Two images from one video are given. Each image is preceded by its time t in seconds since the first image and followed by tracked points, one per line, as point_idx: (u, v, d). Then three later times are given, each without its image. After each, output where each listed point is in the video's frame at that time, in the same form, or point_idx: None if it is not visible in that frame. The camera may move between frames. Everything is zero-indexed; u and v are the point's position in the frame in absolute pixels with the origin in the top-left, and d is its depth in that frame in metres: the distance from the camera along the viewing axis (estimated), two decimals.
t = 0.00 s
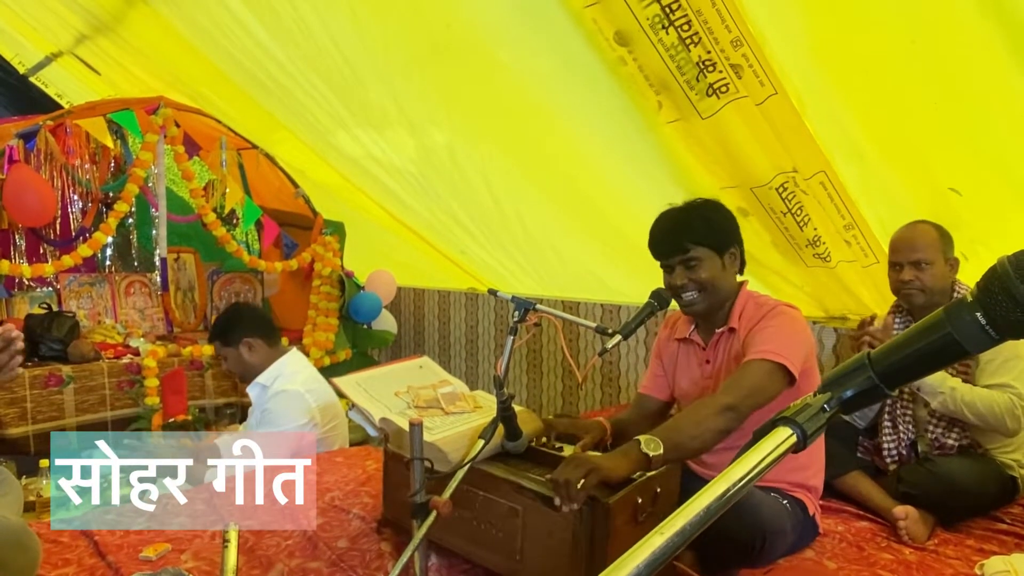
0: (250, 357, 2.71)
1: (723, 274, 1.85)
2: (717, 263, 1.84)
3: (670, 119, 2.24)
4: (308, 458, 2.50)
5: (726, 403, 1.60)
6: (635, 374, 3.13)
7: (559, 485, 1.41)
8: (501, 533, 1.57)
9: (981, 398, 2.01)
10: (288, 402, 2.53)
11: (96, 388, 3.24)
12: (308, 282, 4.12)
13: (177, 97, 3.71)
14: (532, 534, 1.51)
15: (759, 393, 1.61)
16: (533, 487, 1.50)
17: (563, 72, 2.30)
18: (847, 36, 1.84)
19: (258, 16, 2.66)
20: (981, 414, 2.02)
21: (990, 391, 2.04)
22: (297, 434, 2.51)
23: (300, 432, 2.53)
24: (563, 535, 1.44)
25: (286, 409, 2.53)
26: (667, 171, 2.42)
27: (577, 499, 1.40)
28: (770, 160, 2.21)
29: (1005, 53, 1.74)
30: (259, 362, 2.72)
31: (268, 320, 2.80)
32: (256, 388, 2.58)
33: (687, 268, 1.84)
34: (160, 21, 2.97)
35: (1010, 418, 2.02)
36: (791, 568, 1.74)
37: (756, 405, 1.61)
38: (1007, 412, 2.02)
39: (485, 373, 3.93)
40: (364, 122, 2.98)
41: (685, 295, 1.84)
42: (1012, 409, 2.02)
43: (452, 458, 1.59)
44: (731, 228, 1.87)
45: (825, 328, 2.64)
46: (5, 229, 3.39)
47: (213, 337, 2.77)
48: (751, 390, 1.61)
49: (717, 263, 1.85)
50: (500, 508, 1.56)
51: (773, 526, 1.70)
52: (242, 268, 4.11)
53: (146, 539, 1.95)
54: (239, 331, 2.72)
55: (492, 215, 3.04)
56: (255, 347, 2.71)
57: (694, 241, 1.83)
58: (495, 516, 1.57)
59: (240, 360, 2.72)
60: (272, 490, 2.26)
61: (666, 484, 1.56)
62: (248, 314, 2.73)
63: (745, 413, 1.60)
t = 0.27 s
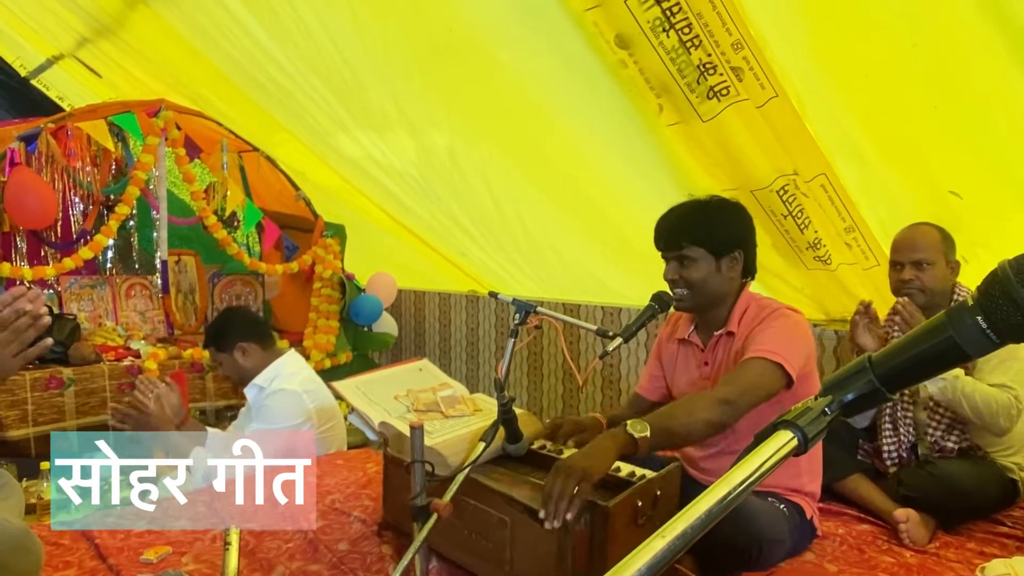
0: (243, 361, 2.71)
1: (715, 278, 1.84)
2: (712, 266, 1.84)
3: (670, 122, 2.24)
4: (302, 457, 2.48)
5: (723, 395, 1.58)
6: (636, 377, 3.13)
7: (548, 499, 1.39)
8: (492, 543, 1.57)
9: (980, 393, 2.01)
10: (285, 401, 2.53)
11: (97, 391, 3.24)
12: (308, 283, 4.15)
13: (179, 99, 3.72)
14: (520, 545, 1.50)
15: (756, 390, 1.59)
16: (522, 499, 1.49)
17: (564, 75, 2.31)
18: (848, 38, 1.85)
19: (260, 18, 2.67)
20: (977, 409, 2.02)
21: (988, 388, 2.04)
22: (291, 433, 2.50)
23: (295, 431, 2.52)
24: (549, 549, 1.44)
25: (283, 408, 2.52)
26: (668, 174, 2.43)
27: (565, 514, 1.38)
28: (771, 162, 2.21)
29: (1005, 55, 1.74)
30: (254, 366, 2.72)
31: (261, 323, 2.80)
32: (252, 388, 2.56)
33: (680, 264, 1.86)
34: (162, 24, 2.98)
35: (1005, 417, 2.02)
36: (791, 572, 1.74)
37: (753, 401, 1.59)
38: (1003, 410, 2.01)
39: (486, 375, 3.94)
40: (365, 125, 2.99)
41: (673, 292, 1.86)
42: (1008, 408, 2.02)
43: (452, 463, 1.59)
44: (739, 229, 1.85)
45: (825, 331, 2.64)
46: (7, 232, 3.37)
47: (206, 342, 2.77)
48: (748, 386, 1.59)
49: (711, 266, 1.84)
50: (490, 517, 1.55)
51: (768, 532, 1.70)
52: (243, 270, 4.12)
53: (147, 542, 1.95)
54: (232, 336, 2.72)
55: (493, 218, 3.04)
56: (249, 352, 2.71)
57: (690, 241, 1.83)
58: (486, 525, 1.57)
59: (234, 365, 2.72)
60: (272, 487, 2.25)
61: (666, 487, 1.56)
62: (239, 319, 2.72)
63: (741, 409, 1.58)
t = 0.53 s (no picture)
0: (238, 372, 2.71)
1: (714, 288, 1.84)
2: (710, 276, 1.83)
3: (671, 124, 2.25)
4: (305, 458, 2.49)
5: (737, 426, 1.57)
6: (636, 379, 3.13)
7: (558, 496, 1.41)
8: (500, 539, 1.57)
9: (974, 404, 2.02)
10: (288, 407, 2.53)
11: (98, 393, 3.24)
12: (308, 287, 4.13)
13: (180, 102, 3.72)
14: (532, 540, 1.51)
15: (768, 414, 1.59)
16: (533, 494, 1.50)
17: (564, 78, 2.31)
18: (847, 41, 1.85)
19: (262, 21, 2.68)
20: (973, 420, 2.03)
21: (985, 398, 2.05)
22: (293, 433, 2.51)
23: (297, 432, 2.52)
24: (562, 541, 1.45)
25: (286, 413, 2.52)
26: (668, 176, 2.43)
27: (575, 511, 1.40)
28: (771, 165, 2.22)
29: (1005, 57, 1.74)
30: (251, 376, 2.71)
31: (259, 332, 2.78)
32: (254, 393, 2.59)
33: (678, 274, 1.86)
34: (163, 26, 2.98)
35: (1002, 425, 2.04)
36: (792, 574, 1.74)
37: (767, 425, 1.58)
38: (1000, 420, 2.03)
39: (487, 378, 3.94)
40: (366, 127, 2.99)
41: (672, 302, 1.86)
42: (1005, 416, 2.03)
43: (453, 465, 1.59)
44: (738, 238, 1.84)
45: (826, 334, 2.63)
46: (8, 234, 3.39)
47: (208, 355, 2.80)
48: (760, 410, 1.59)
49: (709, 276, 1.83)
50: (500, 513, 1.56)
51: (773, 532, 1.70)
52: (244, 273, 4.12)
53: (148, 544, 1.95)
54: (228, 346, 2.72)
55: (494, 220, 3.04)
56: (243, 363, 2.70)
57: (688, 252, 1.83)
58: (495, 521, 1.57)
59: (230, 374, 2.73)
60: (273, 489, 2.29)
61: (668, 490, 1.56)
62: (234, 331, 2.73)
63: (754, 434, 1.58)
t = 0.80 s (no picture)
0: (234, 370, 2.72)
1: (716, 287, 1.83)
2: (714, 275, 1.83)
3: (671, 127, 2.25)
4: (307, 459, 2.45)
5: (733, 425, 1.58)
6: (637, 381, 3.13)
7: (550, 502, 1.41)
8: (493, 547, 1.57)
9: (988, 404, 2.01)
10: (286, 410, 2.51)
11: (98, 395, 3.24)
12: (310, 288, 4.13)
13: (182, 104, 3.73)
14: (523, 548, 1.50)
15: (767, 413, 1.59)
16: (522, 501, 1.49)
17: (565, 80, 2.32)
18: (847, 44, 1.86)
19: (263, 24, 2.68)
20: (987, 422, 2.01)
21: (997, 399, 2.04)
22: (293, 434, 2.47)
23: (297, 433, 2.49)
24: (551, 554, 1.44)
25: (284, 417, 2.51)
26: (669, 179, 2.43)
27: (568, 520, 1.38)
28: (771, 167, 2.22)
29: (1004, 59, 1.74)
30: (247, 377, 2.72)
31: (261, 334, 2.77)
32: (252, 396, 2.57)
33: (683, 270, 1.87)
34: (164, 29, 2.99)
35: (1015, 427, 2.02)
36: None
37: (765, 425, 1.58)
38: (1013, 421, 2.01)
39: (488, 380, 3.94)
40: (367, 130, 2.99)
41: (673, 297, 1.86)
42: (1019, 419, 2.01)
43: (452, 467, 1.59)
44: (746, 239, 1.84)
45: (827, 336, 2.63)
46: (9, 235, 3.40)
47: (211, 348, 2.82)
48: (759, 411, 1.59)
49: (713, 275, 1.83)
50: (493, 520, 1.55)
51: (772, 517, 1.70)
52: (245, 274, 4.12)
53: (148, 546, 1.95)
54: (228, 344, 2.73)
55: (494, 222, 3.04)
56: (239, 364, 2.71)
57: (694, 248, 1.84)
58: (489, 529, 1.57)
59: (228, 371, 2.75)
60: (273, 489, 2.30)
61: (668, 493, 1.56)
62: (235, 330, 2.72)
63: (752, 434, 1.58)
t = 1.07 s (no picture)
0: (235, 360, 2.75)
1: (715, 288, 1.83)
2: (713, 276, 1.83)
3: (672, 129, 2.25)
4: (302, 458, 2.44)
5: (737, 434, 1.58)
6: (637, 384, 3.13)
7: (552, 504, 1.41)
8: (495, 547, 1.57)
9: (978, 406, 2.00)
10: (280, 410, 2.51)
11: (99, 396, 3.24)
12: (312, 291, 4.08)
13: (183, 106, 3.73)
14: (524, 550, 1.50)
15: (773, 419, 1.59)
16: (524, 502, 1.49)
17: (566, 83, 2.32)
18: (848, 46, 1.86)
19: (264, 26, 2.68)
20: (977, 423, 2.01)
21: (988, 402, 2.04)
22: (286, 433, 2.47)
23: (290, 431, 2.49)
24: (553, 551, 1.44)
25: (276, 415, 2.51)
26: (669, 181, 2.43)
27: (569, 521, 1.38)
28: (772, 169, 2.22)
29: (1005, 62, 1.74)
30: (245, 371, 2.75)
31: (269, 332, 2.76)
32: (251, 396, 2.57)
33: (682, 269, 1.86)
34: (166, 31, 2.99)
35: (1003, 430, 2.03)
36: None
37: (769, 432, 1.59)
38: (1001, 424, 2.02)
39: (488, 382, 3.94)
40: (368, 131, 2.99)
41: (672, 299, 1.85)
42: (1007, 421, 2.02)
43: (453, 470, 1.59)
44: (747, 242, 1.83)
45: (828, 338, 2.63)
46: (10, 237, 3.40)
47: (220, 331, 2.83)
48: (763, 416, 1.59)
49: (712, 276, 1.83)
50: (494, 521, 1.56)
51: (772, 532, 1.69)
52: (245, 276, 4.13)
53: (148, 548, 1.95)
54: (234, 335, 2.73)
55: (495, 224, 3.04)
56: (240, 357, 2.73)
57: (694, 247, 1.84)
58: (489, 529, 1.57)
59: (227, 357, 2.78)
60: (273, 490, 2.30)
61: (669, 495, 1.56)
62: (242, 326, 2.70)
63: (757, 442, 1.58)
